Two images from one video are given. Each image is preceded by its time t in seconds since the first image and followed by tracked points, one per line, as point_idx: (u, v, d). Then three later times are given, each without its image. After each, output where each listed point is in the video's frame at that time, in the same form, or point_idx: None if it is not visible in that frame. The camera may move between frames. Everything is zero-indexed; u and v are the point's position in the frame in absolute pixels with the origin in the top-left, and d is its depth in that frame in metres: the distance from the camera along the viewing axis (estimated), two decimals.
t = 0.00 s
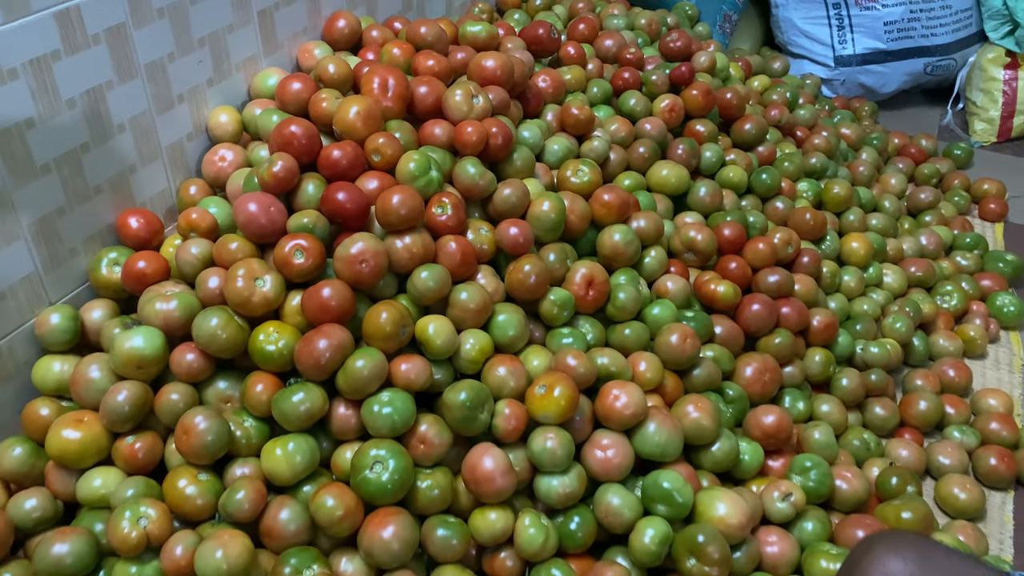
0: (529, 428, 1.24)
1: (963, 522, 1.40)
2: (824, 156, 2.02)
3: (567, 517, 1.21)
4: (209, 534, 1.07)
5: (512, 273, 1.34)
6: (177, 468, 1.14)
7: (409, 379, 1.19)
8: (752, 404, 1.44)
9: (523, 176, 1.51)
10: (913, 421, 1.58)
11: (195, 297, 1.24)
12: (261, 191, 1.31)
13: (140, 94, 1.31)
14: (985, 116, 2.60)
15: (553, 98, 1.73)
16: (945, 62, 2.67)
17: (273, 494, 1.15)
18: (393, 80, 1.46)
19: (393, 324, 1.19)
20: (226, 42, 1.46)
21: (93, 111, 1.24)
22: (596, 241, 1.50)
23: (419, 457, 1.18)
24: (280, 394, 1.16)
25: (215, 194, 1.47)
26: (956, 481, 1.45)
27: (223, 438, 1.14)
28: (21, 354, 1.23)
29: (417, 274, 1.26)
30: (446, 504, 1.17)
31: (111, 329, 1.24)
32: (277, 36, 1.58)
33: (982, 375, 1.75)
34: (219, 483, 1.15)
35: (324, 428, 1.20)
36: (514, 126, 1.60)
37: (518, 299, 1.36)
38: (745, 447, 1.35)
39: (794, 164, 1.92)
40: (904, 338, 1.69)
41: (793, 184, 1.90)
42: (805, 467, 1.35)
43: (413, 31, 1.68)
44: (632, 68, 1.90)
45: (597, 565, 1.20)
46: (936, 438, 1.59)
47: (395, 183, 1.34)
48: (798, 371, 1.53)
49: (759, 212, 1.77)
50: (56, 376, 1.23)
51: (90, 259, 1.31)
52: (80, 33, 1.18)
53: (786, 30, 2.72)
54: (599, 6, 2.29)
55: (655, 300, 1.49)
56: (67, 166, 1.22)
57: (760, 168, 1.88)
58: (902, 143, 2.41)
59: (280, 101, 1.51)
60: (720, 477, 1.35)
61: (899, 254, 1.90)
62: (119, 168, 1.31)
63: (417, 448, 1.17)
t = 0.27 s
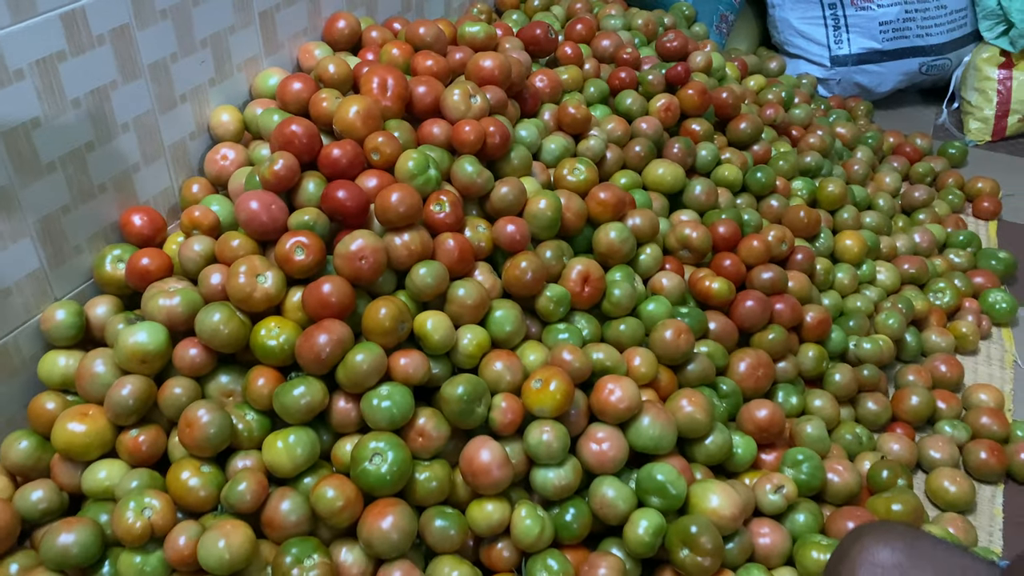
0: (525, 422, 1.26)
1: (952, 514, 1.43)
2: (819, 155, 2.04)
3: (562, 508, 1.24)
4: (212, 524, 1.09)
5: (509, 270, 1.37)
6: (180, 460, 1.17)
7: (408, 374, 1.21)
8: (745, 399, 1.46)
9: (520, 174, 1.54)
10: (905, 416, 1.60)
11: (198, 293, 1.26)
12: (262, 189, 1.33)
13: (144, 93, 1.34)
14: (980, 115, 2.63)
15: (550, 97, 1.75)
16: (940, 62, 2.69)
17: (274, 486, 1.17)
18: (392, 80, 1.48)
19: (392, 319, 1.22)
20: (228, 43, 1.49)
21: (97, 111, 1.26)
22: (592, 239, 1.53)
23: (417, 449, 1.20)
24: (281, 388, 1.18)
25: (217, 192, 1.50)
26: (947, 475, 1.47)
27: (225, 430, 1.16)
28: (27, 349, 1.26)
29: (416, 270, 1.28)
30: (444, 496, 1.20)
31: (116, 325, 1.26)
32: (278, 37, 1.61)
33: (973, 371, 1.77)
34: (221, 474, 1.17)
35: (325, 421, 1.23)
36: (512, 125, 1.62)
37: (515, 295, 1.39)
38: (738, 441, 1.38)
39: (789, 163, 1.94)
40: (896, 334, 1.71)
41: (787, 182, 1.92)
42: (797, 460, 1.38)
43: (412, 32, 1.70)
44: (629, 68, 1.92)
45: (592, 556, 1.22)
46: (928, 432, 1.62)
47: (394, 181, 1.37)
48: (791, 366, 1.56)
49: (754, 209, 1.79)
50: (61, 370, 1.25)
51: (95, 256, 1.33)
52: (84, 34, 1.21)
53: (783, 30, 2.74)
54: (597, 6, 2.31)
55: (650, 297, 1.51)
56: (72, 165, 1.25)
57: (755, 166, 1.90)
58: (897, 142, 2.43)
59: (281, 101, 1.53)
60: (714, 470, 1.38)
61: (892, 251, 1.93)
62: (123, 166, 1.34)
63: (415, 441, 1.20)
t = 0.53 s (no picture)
0: (522, 419, 1.29)
1: (942, 510, 1.45)
2: (814, 156, 2.07)
3: (558, 504, 1.26)
4: (215, 519, 1.12)
5: (506, 270, 1.39)
6: (184, 456, 1.19)
7: (407, 371, 1.24)
8: (739, 396, 1.48)
9: (517, 175, 1.56)
10: (897, 414, 1.63)
11: (201, 293, 1.29)
12: (264, 190, 1.36)
13: (148, 97, 1.36)
14: (975, 116, 2.66)
15: (548, 99, 1.78)
16: (934, 64, 2.72)
17: (276, 481, 1.20)
18: (391, 83, 1.51)
19: (391, 318, 1.24)
20: (230, 47, 1.51)
21: (103, 114, 1.29)
22: (588, 239, 1.55)
23: (416, 445, 1.23)
24: (283, 385, 1.20)
25: (219, 193, 1.52)
26: (938, 471, 1.49)
27: (228, 427, 1.18)
28: (33, 348, 1.28)
29: (415, 270, 1.31)
30: (442, 491, 1.22)
31: (120, 324, 1.29)
32: (280, 40, 1.63)
33: (965, 369, 1.79)
34: (224, 470, 1.19)
35: (325, 418, 1.25)
36: (510, 127, 1.65)
37: (512, 294, 1.41)
38: (731, 438, 1.40)
39: (784, 164, 1.96)
40: (889, 333, 1.73)
41: (782, 183, 1.95)
42: (789, 457, 1.40)
43: (411, 35, 1.73)
44: (625, 71, 1.95)
45: (587, 550, 1.24)
46: (920, 429, 1.64)
47: (393, 183, 1.39)
48: (784, 364, 1.58)
49: (749, 210, 1.82)
50: (67, 368, 1.28)
51: (100, 256, 1.36)
52: (90, 39, 1.23)
53: (779, 32, 2.77)
54: (594, 9, 2.34)
55: (645, 296, 1.54)
56: (78, 167, 1.27)
57: (750, 167, 1.92)
58: (892, 143, 2.45)
59: (282, 104, 1.56)
60: (707, 466, 1.40)
61: (886, 251, 1.95)
62: (128, 168, 1.36)
63: (414, 437, 1.22)
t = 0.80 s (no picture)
0: (517, 415, 1.31)
1: (931, 505, 1.48)
2: (807, 157, 2.10)
3: (552, 498, 1.29)
4: (215, 512, 1.14)
5: (501, 269, 1.42)
6: (185, 451, 1.22)
7: (404, 368, 1.27)
8: (730, 394, 1.51)
9: (513, 177, 1.59)
10: (887, 411, 1.65)
11: (202, 292, 1.31)
12: (264, 191, 1.38)
13: (150, 99, 1.39)
14: (968, 118, 2.68)
15: (543, 102, 1.80)
16: (928, 66, 2.74)
17: (275, 476, 1.22)
18: (389, 86, 1.54)
19: (388, 316, 1.27)
20: (231, 50, 1.54)
21: (105, 116, 1.31)
22: (583, 239, 1.58)
23: (413, 441, 1.25)
24: (282, 382, 1.23)
25: (220, 194, 1.55)
26: (926, 467, 1.52)
27: (228, 423, 1.21)
28: (38, 346, 1.31)
29: (412, 270, 1.33)
30: (438, 486, 1.25)
31: (123, 322, 1.32)
32: (279, 44, 1.66)
33: (955, 367, 1.82)
34: (225, 465, 1.22)
35: (324, 415, 1.28)
36: (506, 129, 1.67)
37: (507, 293, 1.44)
38: (723, 434, 1.43)
39: (777, 165, 1.99)
40: (880, 332, 1.76)
41: (775, 184, 1.97)
42: (779, 453, 1.42)
43: (409, 39, 1.75)
44: (621, 74, 1.97)
45: (580, 544, 1.27)
46: (910, 426, 1.66)
47: (391, 184, 1.42)
48: (776, 362, 1.61)
49: (742, 211, 1.84)
50: (71, 365, 1.30)
51: (103, 256, 1.38)
52: (93, 43, 1.26)
53: (775, 35, 2.80)
54: (591, 13, 2.37)
55: (639, 295, 1.57)
56: (81, 168, 1.30)
57: (743, 168, 1.95)
58: (885, 144, 2.48)
59: (282, 106, 1.58)
60: (699, 462, 1.43)
61: (878, 252, 1.98)
62: (130, 169, 1.39)
63: (411, 433, 1.25)
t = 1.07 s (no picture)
0: (512, 409, 1.34)
1: (919, 498, 1.50)
2: (800, 157, 2.13)
3: (547, 490, 1.32)
4: (217, 502, 1.17)
5: (497, 266, 1.44)
6: (188, 443, 1.25)
7: (401, 363, 1.30)
8: (723, 389, 1.54)
9: (509, 176, 1.61)
10: (878, 406, 1.68)
11: (204, 288, 1.34)
12: (265, 189, 1.41)
13: (153, 100, 1.42)
14: (962, 118, 2.71)
15: (540, 102, 1.83)
16: (921, 67, 2.77)
17: (276, 468, 1.25)
18: (388, 87, 1.57)
19: (386, 312, 1.29)
20: (232, 51, 1.57)
21: (110, 116, 1.34)
22: (578, 237, 1.61)
23: (410, 434, 1.28)
24: (283, 376, 1.26)
25: (222, 193, 1.58)
26: (915, 461, 1.55)
27: (230, 416, 1.24)
28: (44, 341, 1.34)
29: (410, 266, 1.36)
30: (435, 477, 1.27)
31: (127, 318, 1.35)
32: (280, 45, 1.69)
33: (945, 364, 1.85)
34: (226, 457, 1.25)
35: (324, 408, 1.31)
36: (502, 129, 1.70)
37: (503, 290, 1.46)
38: (715, 428, 1.45)
39: (770, 165, 2.02)
40: (871, 329, 1.79)
41: (768, 183, 2.00)
42: (770, 447, 1.45)
43: (407, 40, 1.78)
44: (616, 75, 2.00)
45: (574, 534, 1.30)
46: (899, 421, 1.69)
47: (389, 182, 1.44)
48: (768, 358, 1.63)
49: (735, 210, 1.87)
50: (76, 360, 1.33)
51: (107, 253, 1.41)
52: (98, 44, 1.29)
53: (770, 36, 2.82)
54: (588, 14, 2.40)
55: (633, 292, 1.59)
56: (86, 167, 1.33)
57: (737, 168, 1.98)
58: (879, 144, 2.51)
59: (283, 107, 1.61)
60: (692, 456, 1.45)
61: (870, 250, 2.00)
62: (134, 169, 1.42)
63: (408, 426, 1.28)
